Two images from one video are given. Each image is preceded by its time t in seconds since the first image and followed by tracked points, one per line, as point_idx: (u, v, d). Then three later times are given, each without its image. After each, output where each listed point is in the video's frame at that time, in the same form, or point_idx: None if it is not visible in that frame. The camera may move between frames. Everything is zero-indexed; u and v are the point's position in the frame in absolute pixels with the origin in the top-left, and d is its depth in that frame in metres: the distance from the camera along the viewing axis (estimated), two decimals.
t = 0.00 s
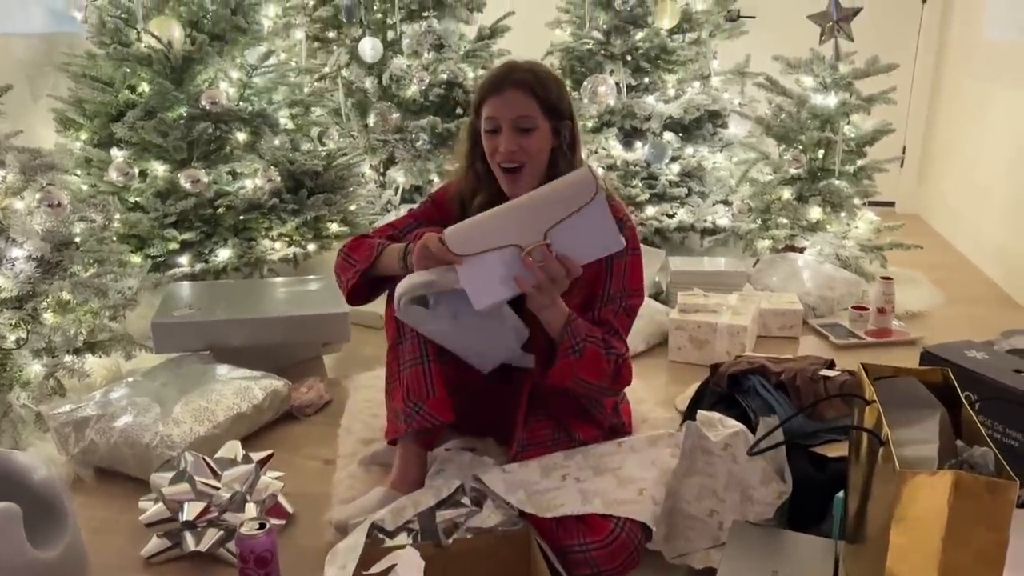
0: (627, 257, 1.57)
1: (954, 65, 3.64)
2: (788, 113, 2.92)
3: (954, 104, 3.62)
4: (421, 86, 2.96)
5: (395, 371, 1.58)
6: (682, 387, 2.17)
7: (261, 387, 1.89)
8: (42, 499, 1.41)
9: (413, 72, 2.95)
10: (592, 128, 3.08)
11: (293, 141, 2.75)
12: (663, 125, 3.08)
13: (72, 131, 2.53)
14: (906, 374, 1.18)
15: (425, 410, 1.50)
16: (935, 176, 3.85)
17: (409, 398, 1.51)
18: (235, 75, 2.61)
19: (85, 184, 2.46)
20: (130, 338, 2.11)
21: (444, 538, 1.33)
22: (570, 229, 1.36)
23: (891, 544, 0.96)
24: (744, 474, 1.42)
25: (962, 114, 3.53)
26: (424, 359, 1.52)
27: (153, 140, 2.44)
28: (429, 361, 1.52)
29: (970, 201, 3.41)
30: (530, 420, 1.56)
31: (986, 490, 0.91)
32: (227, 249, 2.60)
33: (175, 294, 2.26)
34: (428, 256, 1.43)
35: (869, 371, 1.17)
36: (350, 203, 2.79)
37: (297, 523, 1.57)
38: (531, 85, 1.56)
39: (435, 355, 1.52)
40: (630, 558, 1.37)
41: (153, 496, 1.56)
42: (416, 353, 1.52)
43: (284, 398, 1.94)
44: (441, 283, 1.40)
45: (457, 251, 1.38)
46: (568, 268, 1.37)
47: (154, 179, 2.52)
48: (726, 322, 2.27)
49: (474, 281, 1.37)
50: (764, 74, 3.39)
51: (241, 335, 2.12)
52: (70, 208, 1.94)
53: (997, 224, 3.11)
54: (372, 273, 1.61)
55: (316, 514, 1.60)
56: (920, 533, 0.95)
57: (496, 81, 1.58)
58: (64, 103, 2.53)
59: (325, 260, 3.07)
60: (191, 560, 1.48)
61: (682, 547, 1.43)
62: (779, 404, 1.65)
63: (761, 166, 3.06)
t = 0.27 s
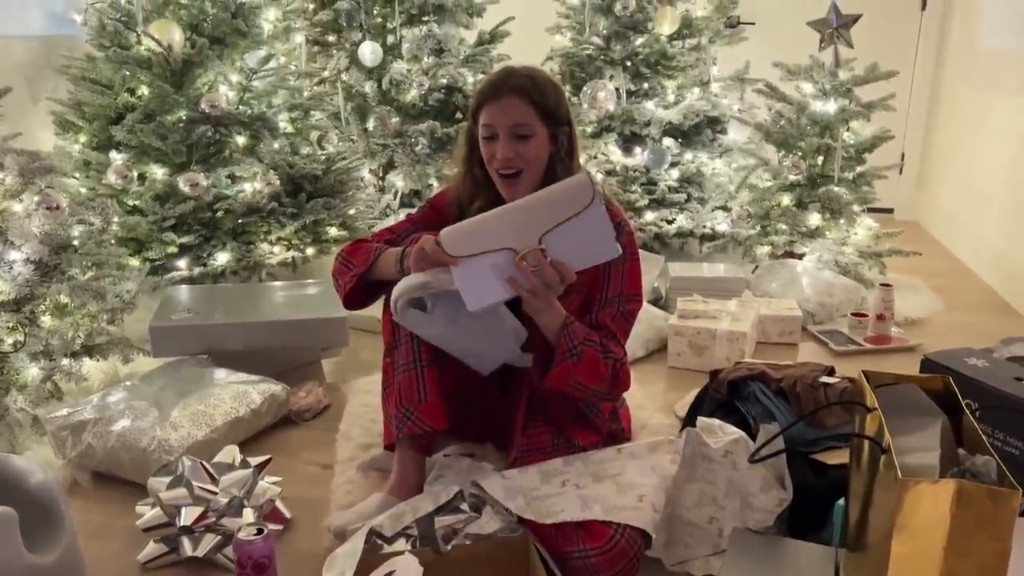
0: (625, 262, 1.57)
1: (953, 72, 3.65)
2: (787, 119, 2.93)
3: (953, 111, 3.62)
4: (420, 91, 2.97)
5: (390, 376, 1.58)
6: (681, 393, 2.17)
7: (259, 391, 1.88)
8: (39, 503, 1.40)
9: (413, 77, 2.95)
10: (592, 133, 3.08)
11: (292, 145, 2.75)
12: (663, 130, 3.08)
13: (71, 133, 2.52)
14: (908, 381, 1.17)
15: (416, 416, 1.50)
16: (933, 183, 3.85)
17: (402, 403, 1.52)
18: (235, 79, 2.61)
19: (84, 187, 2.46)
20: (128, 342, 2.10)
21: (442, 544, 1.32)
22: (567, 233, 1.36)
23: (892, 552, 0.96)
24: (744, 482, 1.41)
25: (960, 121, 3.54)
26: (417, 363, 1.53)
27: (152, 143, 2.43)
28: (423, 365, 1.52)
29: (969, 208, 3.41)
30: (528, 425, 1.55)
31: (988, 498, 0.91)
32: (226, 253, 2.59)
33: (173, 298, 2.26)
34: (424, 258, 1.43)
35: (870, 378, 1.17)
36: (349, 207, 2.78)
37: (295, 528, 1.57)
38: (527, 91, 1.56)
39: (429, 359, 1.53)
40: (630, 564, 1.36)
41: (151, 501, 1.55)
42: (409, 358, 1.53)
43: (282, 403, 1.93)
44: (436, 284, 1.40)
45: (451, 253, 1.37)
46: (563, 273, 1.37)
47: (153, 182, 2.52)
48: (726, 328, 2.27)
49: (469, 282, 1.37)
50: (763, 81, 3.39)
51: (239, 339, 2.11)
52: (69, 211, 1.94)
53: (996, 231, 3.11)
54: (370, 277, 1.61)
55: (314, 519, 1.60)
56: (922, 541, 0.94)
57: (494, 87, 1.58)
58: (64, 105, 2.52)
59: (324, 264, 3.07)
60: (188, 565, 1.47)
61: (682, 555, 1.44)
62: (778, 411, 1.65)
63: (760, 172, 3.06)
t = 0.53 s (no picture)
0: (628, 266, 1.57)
1: (955, 77, 3.65)
2: (789, 123, 2.93)
3: (955, 116, 3.63)
4: (422, 92, 2.97)
5: (390, 376, 1.58)
6: (682, 395, 2.17)
7: (261, 391, 1.88)
8: (41, 502, 1.40)
9: (415, 78, 2.95)
10: (594, 135, 3.09)
11: (294, 145, 2.75)
12: (665, 133, 3.08)
13: (74, 132, 2.53)
14: (911, 385, 1.18)
15: (414, 416, 1.50)
16: (934, 187, 3.86)
17: (401, 404, 1.52)
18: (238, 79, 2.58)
19: (86, 186, 2.46)
20: (130, 341, 2.10)
21: (444, 544, 1.32)
22: (565, 245, 1.37)
23: (896, 555, 0.96)
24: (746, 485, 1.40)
25: (961, 126, 3.54)
26: (417, 365, 1.53)
27: (155, 142, 2.44)
28: (422, 366, 1.52)
29: (969, 213, 3.42)
30: (529, 428, 1.55)
31: (991, 502, 0.91)
32: (228, 253, 2.59)
33: (175, 297, 2.26)
34: (423, 253, 1.45)
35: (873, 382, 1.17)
36: (351, 208, 2.78)
37: (297, 528, 1.57)
38: (529, 93, 1.56)
39: (428, 360, 1.53)
40: (632, 564, 1.36)
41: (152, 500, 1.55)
42: (409, 359, 1.53)
43: (284, 403, 1.93)
44: (430, 278, 1.40)
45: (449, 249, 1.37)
46: (558, 287, 1.37)
47: (156, 182, 2.52)
48: (727, 331, 2.27)
49: (464, 282, 1.37)
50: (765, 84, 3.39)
51: (241, 339, 2.11)
52: (71, 210, 1.93)
53: (996, 236, 3.11)
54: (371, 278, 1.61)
55: (315, 519, 1.60)
56: (925, 544, 0.94)
57: (496, 89, 1.58)
58: (66, 104, 2.53)
59: (325, 264, 3.07)
60: (189, 564, 1.47)
61: (683, 557, 1.45)
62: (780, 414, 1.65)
63: (762, 175, 3.06)
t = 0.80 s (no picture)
0: (634, 274, 1.56)
1: (958, 79, 3.65)
2: (792, 123, 2.93)
3: (957, 118, 3.63)
4: (426, 90, 2.97)
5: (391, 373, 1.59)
6: (684, 395, 2.17)
7: (263, 388, 1.88)
8: (43, 497, 1.40)
9: (418, 76, 2.96)
10: (597, 134, 3.09)
11: (297, 142, 2.75)
12: (668, 133, 3.08)
13: (77, 128, 2.53)
14: (914, 387, 1.18)
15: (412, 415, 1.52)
16: (936, 189, 3.86)
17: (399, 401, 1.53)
18: (241, 75, 2.60)
19: (89, 182, 2.46)
20: (132, 337, 2.10)
21: (446, 540, 1.32)
22: (547, 317, 1.31)
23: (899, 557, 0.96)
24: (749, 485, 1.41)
25: (964, 128, 3.54)
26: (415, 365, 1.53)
27: (158, 138, 2.43)
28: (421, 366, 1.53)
29: (971, 215, 3.41)
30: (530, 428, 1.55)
31: (995, 504, 0.91)
32: (230, 249, 2.59)
33: (177, 294, 2.26)
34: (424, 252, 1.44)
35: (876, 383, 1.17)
36: (354, 205, 2.79)
37: (299, 525, 1.57)
38: (536, 96, 1.56)
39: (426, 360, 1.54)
40: (630, 552, 1.39)
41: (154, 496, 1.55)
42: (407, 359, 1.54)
43: (286, 399, 1.93)
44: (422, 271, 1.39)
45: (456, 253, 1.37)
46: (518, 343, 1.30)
47: (159, 178, 2.52)
48: (729, 331, 2.27)
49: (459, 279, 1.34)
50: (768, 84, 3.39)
51: (244, 336, 2.11)
52: (75, 205, 1.93)
53: (998, 238, 3.11)
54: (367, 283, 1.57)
55: (317, 516, 1.60)
56: (928, 544, 0.94)
57: (502, 92, 1.58)
58: (70, 100, 2.53)
59: (327, 262, 3.07)
60: (192, 560, 1.47)
61: (683, 555, 1.44)
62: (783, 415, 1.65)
63: (765, 176, 3.06)
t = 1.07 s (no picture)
0: (637, 280, 1.61)
1: (960, 78, 3.65)
2: (795, 121, 2.93)
3: (959, 118, 3.63)
4: (428, 85, 2.97)
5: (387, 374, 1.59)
6: (684, 392, 2.17)
7: (263, 381, 1.88)
8: (43, 489, 1.40)
9: (420, 71, 2.95)
10: (599, 131, 3.08)
11: (299, 136, 2.75)
12: (670, 130, 3.08)
13: (79, 120, 2.52)
14: (915, 385, 1.18)
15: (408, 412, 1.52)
16: (938, 188, 3.85)
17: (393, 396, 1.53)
18: (244, 69, 2.59)
19: (91, 174, 2.46)
20: (133, 329, 2.10)
21: (445, 537, 1.32)
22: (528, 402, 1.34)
23: (899, 554, 0.96)
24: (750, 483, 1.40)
25: (966, 127, 3.54)
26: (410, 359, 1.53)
27: (160, 131, 2.43)
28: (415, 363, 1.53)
29: (973, 215, 3.41)
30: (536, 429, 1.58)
31: (995, 502, 0.91)
32: (231, 243, 2.59)
33: (178, 287, 2.25)
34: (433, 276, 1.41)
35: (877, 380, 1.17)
36: (355, 199, 2.79)
37: (299, 519, 1.57)
38: (538, 107, 1.54)
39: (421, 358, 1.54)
40: (628, 549, 1.40)
41: (154, 488, 1.55)
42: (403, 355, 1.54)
43: (286, 393, 1.93)
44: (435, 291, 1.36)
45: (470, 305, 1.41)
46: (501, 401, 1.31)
47: (160, 171, 2.51)
48: (730, 328, 2.26)
49: (464, 328, 1.34)
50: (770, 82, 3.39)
51: (244, 330, 2.11)
52: (76, 197, 1.93)
53: (1000, 238, 3.11)
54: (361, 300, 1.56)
55: (317, 510, 1.60)
56: (929, 542, 0.94)
57: (505, 102, 1.55)
58: (71, 92, 2.52)
59: (328, 256, 3.07)
60: (192, 552, 1.47)
61: (682, 552, 1.44)
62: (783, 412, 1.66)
63: (767, 174, 3.06)
